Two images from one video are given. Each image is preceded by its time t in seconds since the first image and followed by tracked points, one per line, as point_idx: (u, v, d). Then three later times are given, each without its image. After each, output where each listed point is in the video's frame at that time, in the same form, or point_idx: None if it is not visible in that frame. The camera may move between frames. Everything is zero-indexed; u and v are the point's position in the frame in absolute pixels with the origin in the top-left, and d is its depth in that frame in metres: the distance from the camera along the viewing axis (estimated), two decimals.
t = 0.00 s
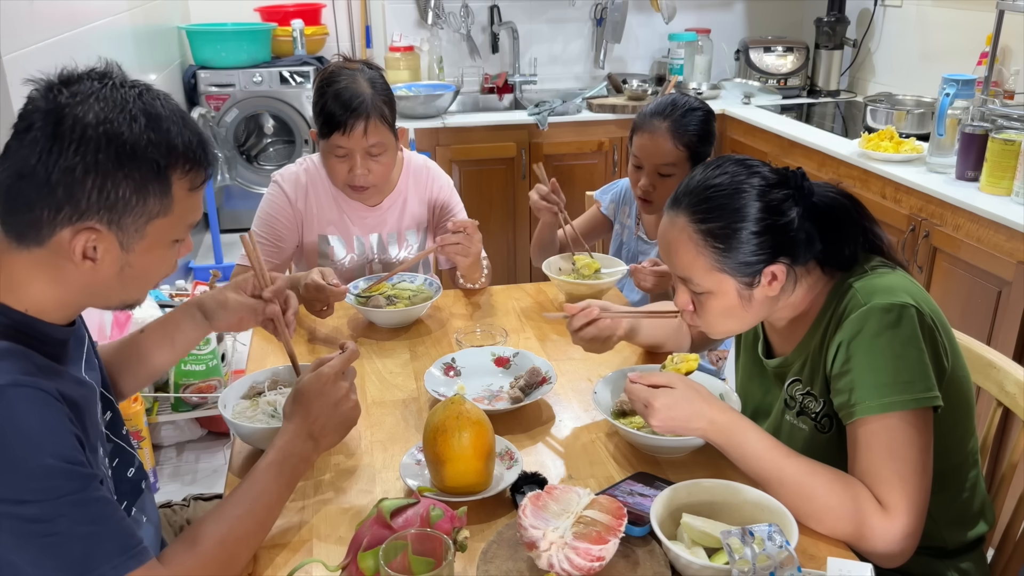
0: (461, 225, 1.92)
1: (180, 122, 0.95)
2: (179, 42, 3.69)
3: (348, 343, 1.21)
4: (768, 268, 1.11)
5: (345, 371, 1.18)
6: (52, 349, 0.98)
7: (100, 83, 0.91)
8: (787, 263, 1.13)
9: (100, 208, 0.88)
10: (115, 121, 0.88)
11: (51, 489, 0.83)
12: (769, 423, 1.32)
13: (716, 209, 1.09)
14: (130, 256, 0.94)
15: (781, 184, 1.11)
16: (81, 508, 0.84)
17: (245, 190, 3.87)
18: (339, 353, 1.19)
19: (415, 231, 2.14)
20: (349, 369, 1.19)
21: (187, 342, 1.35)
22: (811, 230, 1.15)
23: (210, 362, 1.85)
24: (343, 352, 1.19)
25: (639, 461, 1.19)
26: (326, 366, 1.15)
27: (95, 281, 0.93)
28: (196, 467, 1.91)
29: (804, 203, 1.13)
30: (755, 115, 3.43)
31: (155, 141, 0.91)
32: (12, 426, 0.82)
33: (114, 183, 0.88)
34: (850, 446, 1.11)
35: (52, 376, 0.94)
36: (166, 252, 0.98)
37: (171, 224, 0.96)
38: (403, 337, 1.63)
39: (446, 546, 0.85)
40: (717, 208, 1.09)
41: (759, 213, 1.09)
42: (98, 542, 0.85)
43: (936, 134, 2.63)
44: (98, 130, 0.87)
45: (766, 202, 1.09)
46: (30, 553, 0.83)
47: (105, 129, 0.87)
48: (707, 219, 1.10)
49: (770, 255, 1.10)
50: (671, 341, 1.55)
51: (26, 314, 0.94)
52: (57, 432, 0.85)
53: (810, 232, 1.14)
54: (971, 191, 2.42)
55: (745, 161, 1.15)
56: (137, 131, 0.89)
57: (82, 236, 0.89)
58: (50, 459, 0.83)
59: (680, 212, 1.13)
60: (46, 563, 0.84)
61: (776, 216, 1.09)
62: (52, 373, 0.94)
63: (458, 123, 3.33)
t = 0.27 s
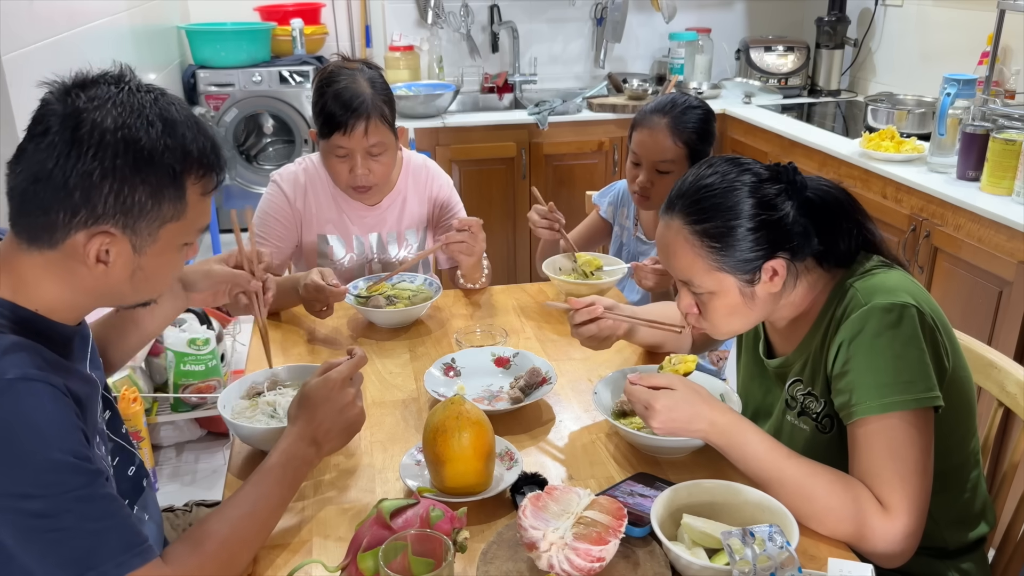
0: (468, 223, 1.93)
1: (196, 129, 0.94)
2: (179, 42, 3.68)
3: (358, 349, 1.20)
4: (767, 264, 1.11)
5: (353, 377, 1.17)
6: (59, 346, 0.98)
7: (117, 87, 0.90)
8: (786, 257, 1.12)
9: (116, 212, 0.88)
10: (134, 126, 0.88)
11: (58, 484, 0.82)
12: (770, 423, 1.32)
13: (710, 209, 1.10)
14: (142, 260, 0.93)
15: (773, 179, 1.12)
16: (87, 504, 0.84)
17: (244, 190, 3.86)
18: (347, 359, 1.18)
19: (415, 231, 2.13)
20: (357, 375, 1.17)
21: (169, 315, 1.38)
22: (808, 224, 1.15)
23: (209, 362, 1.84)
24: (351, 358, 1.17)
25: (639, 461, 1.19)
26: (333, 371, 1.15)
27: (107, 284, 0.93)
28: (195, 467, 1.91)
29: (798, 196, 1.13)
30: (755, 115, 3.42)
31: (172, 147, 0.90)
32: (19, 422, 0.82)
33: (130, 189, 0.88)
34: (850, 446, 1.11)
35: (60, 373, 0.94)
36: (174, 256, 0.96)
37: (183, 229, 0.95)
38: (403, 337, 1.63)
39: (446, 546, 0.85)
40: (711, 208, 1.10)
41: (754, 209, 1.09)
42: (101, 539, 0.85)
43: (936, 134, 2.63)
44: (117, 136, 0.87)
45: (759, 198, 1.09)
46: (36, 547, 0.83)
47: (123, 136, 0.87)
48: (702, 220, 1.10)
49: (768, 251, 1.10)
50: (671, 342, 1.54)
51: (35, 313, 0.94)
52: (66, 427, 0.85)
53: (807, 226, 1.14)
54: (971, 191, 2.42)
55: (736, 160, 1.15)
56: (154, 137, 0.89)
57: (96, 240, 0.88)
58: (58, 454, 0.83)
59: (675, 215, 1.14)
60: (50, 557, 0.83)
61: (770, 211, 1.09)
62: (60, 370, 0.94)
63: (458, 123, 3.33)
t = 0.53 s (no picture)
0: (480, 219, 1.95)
1: (210, 134, 0.95)
2: (179, 42, 3.68)
3: (357, 348, 1.20)
4: (767, 263, 1.11)
5: (352, 377, 1.17)
6: (65, 346, 0.97)
7: (133, 92, 0.91)
8: (787, 257, 1.12)
9: (128, 215, 0.88)
10: (148, 130, 0.88)
11: (60, 483, 0.82)
12: (770, 423, 1.32)
13: (711, 207, 1.10)
14: (151, 262, 0.93)
15: (775, 179, 1.12)
16: (88, 503, 0.84)
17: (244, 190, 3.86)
18: (346, 358, 1.18)
19: (413, 230, 2.14)
20: (357, 374, 1.18)
21: (183, 315, 1.38)
22: (809, 225, 1.14)
23: (209, 362, 1.84)
24: (352, 357, 1.18)
25: (639, 461, 1.19)
26: (333, 371, 1.15)
27: (116, 286, 0.93)
28: (195, 467, 1.90)
29: (800, 197, 1.13)
30: (755, 114, 3.42)
31: (186, 152, 0.91)
32: (22, 420, 0.81)
33: (143, 193, 0.88)
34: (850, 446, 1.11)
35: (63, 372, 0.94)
36: (183, 260, 0.97)
37: (192, 233, 0.95)
38: (403, 337, 1.63)
39: (446, 546, 0.85)
40: (712, 205, 1.10)
41: (755, 207, 1.09)
42: (101, 539, 0.85)
43: (936, 134, 2.63)
44: (131, 140, 0.87)
45: (760, 196, 1.09)
46: (39, 545, 0.82)
47: (139, 141, 0.87)
48: (702, 217, 1.10)
49: (768, 250, 1.10)
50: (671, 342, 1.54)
51: (43, 312, 0.93)
52: (70, 426, 0.85)
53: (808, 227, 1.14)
54: (972, 191, 2.42)
55: (739, 159, 1.15)
56: (168, 142, 0.89)
57: (107, 243, 0.88)
58: (61, 453, 0.83)
59: (676, 212, 1.14)
60: (51, 556, 0.83)
61: (771, 211, 1.09)
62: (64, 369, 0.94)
63: (458, 123, 3.33)
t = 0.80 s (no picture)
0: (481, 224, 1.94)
1: (223, 139, 0.96)
2: (179, 42, 3.67)
3: (356, 348, 1.20)
4: (770, 257, 1.11)
5: (351, 376, 1.17)
6: (73, 345, 0.97)
7: (149, 95, 0.92)
8: (790, 252, 1.12)
9: (140, 216, 0.88)
10: (162, 133, 0.89)
11: (65, 481, 0.82)
12: (770, 422, 1.31)
13: (716, 199, 1.10)
14: (160, 264, 0.93)
15: (782, 173, 1.12)
16: (91, 502, 0.83)
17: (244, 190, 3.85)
18: (346, 357, 1.18)
19: (411, 229, 2.14)
20: (357, 374, 1.18)
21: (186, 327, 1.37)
22: (813, 221, 1.14)
23: (209, 362, 1.84)
24: (352, 356, 1.18)
25: (639, 461, 1.19)
26: (333, 370, 1.14)
27: (125, 287, 0.93)
28: (195, 467, 1.91)
29: (805, 193, 1.13)
30: (756, 114, 3.42)
31: (199, 156, 0.92)
32: (26, 418, 0.82)
33: (156, 194, 0.89)
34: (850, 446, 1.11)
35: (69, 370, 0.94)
36: (191, 262, 0.97)
37: (202, 236, 0.96)
38: (403, 337, 1.63)
39: (446, 547, 0.85)
40: (717, 197, 1.10)
41: (760, 201, 1.09)
42: (102, 538, 0.84)
43: (936, 134, 2.63)
44: (146, 142, 0.88)
45: (766, 190, 1.09)
46: (41, 543, 0.82)
47: (154, 144, 0.88)
48: (708, 209, 1.10)
49: (772, 244, 1.10)
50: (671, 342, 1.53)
51: (51, 311, 0.93)
52: (75, 425, 0.85)
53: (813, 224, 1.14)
54: (972, 192, 2.42)
55: (746, 152, 1.15)
56: (182, 145, 0.90)
57: (118, 243, 0.89)
58: (65, 451, 0.83)
59: (681, 203, 1.14)
60: (51, 555, 0.83)
61: (776, 205, 1.09)
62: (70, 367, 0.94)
63: (459, 123, 3.33)
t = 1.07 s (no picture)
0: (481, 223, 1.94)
1: (232, 140, 0.99)
2: (179, 42, 3.67)
3: (355, 349, 1.20)
4: (781, 245, 1.11)
5: (350, 376, 1.17)
6: (78, 343, 0.98)
7: (161, 95, 0.95)
8: (800, 244, 1.12)
9: (151, 212, 0.90)
10: (175, 133, 0.91)
11: (71, 478, 0.82)
12: (771, 421, 1.31)
13: (739, 178, 1.10)
14: (168, 262, 0.94)
15: (807, 163, 1.12)
16: (96, 500, 0.83)
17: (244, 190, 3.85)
18: (345, 357, 1.18)
19: (413, 229, 2.13)
20: (356, 374, 1.18)
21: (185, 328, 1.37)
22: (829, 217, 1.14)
23: (209, 362, 1.84)
24: (351, 356, 1.18)
25: (639, 461, 1.19)
26: (332, 370, 1.14)
27: (132, 284, 0.94)
28: (195, 467, 1.91)
29: (826, 186, 1.13)
30: (755, 114, 3.42)
31: (210, 156, 0.94)
32: (34, 415, 0.81)
33: (167, 192, 0.90)
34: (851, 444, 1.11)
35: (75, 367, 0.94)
36: (199, 261, 0.98)
37: (209, 235, 0.97)
38: (403, 337, 1.63)
39: (446, 547, 0.85)
40: (740, 176, 1.10)
41: (782, 186, 1.09)
42: (105, 537, 0.84)
43: (936, 134, 2.63)
44: (159, 141, 0.90)
45: (789, 176, 1.09)
46: (45, 540, 0.82)
47: (167, 143, 0.90)
48: (728, 186, 1.11)
49: (785, 231, 1.10)
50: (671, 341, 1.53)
51: (57, 308, 0.93)
52: (82, 422, 0.85)
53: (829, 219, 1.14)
54: (972, 191, 2.42)
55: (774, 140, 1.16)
56: (194, 145, 0.92)
57: (127, 239, 0.90)
58: (71, 448, 0.82)
59: (703, 178, 1.14)
60: (54, 553, 0.82)
61: (796, 192, 1.09)
62: (76, 363, 0.94)
63: (459, 123, 3.33)
